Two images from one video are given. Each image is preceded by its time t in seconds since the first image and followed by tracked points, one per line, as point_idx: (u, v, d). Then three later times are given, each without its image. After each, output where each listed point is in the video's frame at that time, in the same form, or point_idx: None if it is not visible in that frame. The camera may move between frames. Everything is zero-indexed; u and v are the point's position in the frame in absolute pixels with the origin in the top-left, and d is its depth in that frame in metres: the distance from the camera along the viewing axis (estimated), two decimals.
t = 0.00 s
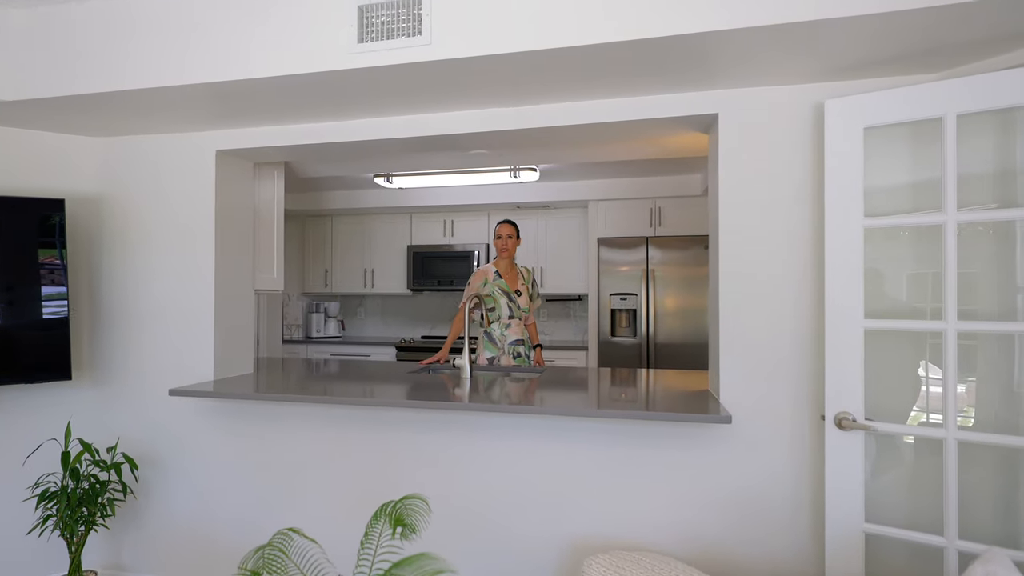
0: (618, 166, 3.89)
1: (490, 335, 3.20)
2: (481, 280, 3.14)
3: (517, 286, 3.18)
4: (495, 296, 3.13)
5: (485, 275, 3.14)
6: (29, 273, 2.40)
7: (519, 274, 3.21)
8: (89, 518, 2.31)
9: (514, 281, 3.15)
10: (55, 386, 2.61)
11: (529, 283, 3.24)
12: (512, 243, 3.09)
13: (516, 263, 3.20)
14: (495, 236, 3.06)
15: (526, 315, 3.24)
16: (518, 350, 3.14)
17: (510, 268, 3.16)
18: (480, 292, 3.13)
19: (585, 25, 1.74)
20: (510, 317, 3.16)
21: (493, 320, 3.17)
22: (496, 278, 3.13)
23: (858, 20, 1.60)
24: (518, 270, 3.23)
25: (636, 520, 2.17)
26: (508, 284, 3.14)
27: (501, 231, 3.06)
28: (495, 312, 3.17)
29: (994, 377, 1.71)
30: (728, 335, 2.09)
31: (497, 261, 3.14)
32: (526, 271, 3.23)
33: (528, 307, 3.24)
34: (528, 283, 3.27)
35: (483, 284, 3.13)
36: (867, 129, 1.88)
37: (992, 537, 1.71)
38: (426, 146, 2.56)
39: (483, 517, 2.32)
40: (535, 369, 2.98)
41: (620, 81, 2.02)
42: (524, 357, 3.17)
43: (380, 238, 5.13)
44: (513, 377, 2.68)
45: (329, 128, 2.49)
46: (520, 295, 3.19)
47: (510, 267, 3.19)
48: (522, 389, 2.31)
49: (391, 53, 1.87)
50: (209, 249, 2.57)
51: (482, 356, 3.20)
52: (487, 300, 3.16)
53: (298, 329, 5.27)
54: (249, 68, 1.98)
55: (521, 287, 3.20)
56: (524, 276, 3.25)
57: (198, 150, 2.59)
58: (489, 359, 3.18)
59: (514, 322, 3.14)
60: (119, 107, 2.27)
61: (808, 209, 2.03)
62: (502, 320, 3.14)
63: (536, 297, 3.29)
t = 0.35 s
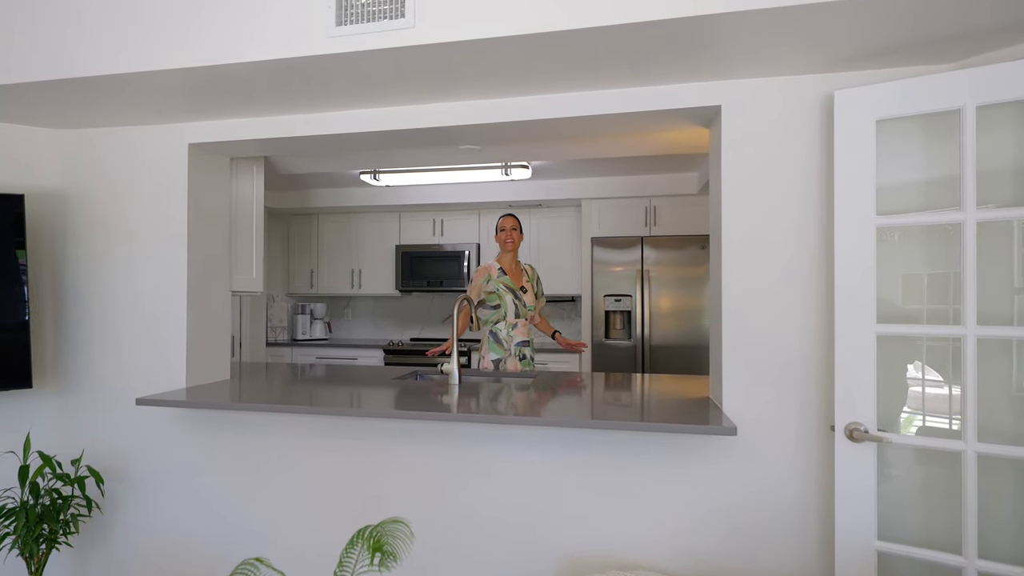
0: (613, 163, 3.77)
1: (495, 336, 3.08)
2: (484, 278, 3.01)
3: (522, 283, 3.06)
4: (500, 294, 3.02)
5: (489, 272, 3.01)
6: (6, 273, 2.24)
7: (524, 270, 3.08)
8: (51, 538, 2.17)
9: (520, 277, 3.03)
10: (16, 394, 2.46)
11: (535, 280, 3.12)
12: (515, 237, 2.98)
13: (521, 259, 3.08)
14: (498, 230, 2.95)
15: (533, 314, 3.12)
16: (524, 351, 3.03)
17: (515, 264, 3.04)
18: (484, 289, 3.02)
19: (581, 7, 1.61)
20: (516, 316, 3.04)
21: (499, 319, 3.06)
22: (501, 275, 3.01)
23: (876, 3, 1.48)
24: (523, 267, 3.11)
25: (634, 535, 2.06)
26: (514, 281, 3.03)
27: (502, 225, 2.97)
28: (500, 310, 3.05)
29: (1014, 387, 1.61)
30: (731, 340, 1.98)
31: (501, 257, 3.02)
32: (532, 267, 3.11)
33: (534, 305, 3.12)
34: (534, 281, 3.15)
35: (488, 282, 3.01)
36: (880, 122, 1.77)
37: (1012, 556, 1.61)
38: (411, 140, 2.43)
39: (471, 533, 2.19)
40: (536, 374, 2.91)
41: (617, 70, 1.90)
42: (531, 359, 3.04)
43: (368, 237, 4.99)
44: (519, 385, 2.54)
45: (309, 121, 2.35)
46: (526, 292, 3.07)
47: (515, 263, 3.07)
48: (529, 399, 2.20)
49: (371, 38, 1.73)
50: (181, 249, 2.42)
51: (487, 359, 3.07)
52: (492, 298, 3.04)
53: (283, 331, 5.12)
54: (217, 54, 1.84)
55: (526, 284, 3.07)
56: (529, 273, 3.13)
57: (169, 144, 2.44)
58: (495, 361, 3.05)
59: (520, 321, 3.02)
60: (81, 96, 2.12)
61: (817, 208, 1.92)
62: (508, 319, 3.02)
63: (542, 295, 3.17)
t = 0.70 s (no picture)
0: (607, 160, 3.66)
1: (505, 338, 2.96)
2: (491, 276, 2.91)
3: (532, 281, 2.92)
4: (508, 293, 2.91)
5: (496, 270, 2.91)
6: None
7: (535, 268, 2.95)
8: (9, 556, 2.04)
9: (529, 275, 2.91)
10: None
11: (547, 277, 2.98)
12: (520, 234, 2.87)
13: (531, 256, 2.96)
14: (503, 228, 2.86)
15: (545, 314, 2.98)
16: (535, 353, 2.91)
17: (524, 262, 2.92)
18: (492, 289, 2.92)
19: None
20: (526, 316, 2.92)
21: (508, 319, 2.94)
22: (509, 273, 2.90)
23: None
24: (534, 264, 2.98)
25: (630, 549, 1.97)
26: (523, 279, 2.91)
27: (506, 223, 2.85)
28: (508, 311, 2.94)
29: (1014, 391, 1.53)
30: (733, 345, 1.88)
31: (510, 255, 2.91)
32: (543, 264, 2.98)
33: (546, 304, 2.98)
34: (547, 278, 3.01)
35: (495, 281, 2.91)
36: (890, 113, 1.68)
37: None
38: (396, 133, 2.31)
39: (459, 546, 2.09)
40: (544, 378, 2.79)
41: (611, 58, 1.80)
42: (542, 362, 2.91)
43: (355, 236, 4.85)
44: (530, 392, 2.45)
45: (286, 112, 2.22)
46: (537, 291, 2.94)
47: (525, 261, 2.95)
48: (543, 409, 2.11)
49: (348, 20, 1.62)
50: (150, 247, 2.28)
51: (496, 362, 2.94)
52: (501, 298, 2.93)
53: (267, 333, 4.99)
54: (181, 37, 1.72)
55: (536, 282, 2.93)
56: (541, 270, 2.99)
57: (138, 137, 2.31)
58: (505, 364, 2.93)
59: (530, 321, 2.90)
60: (38, 83, 1.98)
61: (822, 204, 1.83)
62: (517, 319, 2.91)
63: (555, 293, 3.03)
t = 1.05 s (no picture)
0: (599, 155, 3.53)
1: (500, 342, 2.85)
2: (488, 277, 2.80)
3: (531, 284, 2.79)
4: (504, 296, 2.79)
5: (493, 271, 2.80)
6: None
7: (536, 270, 2.81)
8: None
9: (527, 277, 2.78)
10: None
11: (549, 280, 2.83)
12: (525, 234, 2.73)
13: (532, 257, 2.83)
14: (505, 226, 2.74)
15: (545, 317, 2.83)
16: (532, 358, 2.77)
17: (523, 263, 2.79)
18: (487, 291, 2.81)
19: None
20: (523, 320, 2.79)
21: (504, 323, 2.82)
22: (506, 275, 2.79)
23: None
24: (535, 266, 2.84)
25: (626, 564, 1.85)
26: (520, 281, 2.78)
27: (512, 221, 2.72)
28: (504, 314, 2.82)
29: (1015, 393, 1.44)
30: (735, 349, 1.76)
31: (510, 255, 2.78)
32: (544, 266, 2.83)
33: (547, 308, 2.83)
34: (549, 280, 2.86)
35: (491, 283, 2.80)
36: (906, 101, 1.57)
37: None
38: (378, 123, 2.17)
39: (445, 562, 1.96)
40: (539, 383, 2.65)
41: (606, 41, 1.67)
42: (539, 367, 2.78)
43: (340, 235, 4.70)
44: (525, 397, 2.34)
45: (257, 100, 2.08)
46: (535, 294, 2.80)
47: (525, 262, 2.82)
48: (541, 415, 1.99)
49: None
50: (112, 245, 2.13)
51: (490, 366, 2.83)
52: (497, 301, 2.82)
53: (249, 334, 4.85)
54: (134, 14, 1.57)
55: (536, 285, 2.80)
56: (543, 272, 2.84)
57: (99, 126, 2.16)
58: (499, 368, 2.83)
59: (526, 325, 2.77)
60: None
61: (830, 202, 1.72)
62: (513, 323, 2.79)
63: (558, 296, 2.87)
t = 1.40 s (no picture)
0: (592, 151, 3.40)
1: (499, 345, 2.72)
2: (486, 277, 2.68)
3: (531, 284, 2.65)
4: (502, 297, 2.66)
5: (492, 271, 2.67)
6: None
7: (537, 269, 2.67)
8: None
9: (526, 278, 2.64)
10: None
11: (551, 280, 2.68)
12: (525, 232, 2.59)
13: (533, 256, 2.68)
14: (504, 224, 2.60)
15: (547, 320, 2.68)
16: (530, 363, 2.63)
17: (522, 263, 2.65)
18: (485, 292, 2.69)
19: None
20: (521, 322, 2.65)
21: (501, 325, 2.70)
22: (505, 275, 2.65)
23: None
24: (537, 265, 2.69)
25: None
26: (518, 282, 2.64)
27: (512, 218, 2.58)
28: (502, 316, 2.70)
29: (1008, 396, 1.40)
30: (738, 353, 1.65)
31: (510, 254, 2.65)
32: (547, 265, 2.68)
33: (548, 310, 2.68)
34: (552, 280, 2.70)
35: (489, 283, 2.67)
36: (923, 88, 1.46)
37: None
38: (358, 113, 2.04)
39: None
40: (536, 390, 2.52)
41: (601, 24, 1.56)
42: (536, 373, 2.63)
43: (324, 233, 4.55)
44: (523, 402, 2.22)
45: (226, 86, 1.94)
46: (535, 295, 2.65)
47: (526, 261, 2.67)
48: (541, 421, 1.86)
49: None
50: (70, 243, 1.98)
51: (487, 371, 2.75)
52: (494, 302, 2.70)
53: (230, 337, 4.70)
54: None
55: (536, 286, 2.66)
56: (546, 272, 2.69)
57: (58, 116, 2.01)
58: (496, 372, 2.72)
59: (524, 329, 2.63)
60: None
61: (836, 192, 1.61)
62: (511, 325, 2.66)
63: (561, 297, 2.71)
